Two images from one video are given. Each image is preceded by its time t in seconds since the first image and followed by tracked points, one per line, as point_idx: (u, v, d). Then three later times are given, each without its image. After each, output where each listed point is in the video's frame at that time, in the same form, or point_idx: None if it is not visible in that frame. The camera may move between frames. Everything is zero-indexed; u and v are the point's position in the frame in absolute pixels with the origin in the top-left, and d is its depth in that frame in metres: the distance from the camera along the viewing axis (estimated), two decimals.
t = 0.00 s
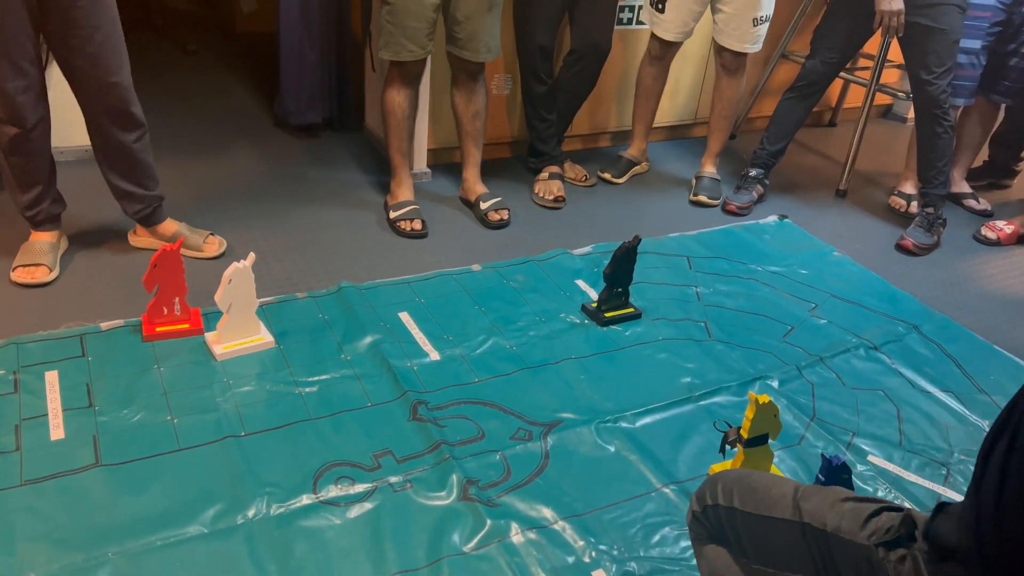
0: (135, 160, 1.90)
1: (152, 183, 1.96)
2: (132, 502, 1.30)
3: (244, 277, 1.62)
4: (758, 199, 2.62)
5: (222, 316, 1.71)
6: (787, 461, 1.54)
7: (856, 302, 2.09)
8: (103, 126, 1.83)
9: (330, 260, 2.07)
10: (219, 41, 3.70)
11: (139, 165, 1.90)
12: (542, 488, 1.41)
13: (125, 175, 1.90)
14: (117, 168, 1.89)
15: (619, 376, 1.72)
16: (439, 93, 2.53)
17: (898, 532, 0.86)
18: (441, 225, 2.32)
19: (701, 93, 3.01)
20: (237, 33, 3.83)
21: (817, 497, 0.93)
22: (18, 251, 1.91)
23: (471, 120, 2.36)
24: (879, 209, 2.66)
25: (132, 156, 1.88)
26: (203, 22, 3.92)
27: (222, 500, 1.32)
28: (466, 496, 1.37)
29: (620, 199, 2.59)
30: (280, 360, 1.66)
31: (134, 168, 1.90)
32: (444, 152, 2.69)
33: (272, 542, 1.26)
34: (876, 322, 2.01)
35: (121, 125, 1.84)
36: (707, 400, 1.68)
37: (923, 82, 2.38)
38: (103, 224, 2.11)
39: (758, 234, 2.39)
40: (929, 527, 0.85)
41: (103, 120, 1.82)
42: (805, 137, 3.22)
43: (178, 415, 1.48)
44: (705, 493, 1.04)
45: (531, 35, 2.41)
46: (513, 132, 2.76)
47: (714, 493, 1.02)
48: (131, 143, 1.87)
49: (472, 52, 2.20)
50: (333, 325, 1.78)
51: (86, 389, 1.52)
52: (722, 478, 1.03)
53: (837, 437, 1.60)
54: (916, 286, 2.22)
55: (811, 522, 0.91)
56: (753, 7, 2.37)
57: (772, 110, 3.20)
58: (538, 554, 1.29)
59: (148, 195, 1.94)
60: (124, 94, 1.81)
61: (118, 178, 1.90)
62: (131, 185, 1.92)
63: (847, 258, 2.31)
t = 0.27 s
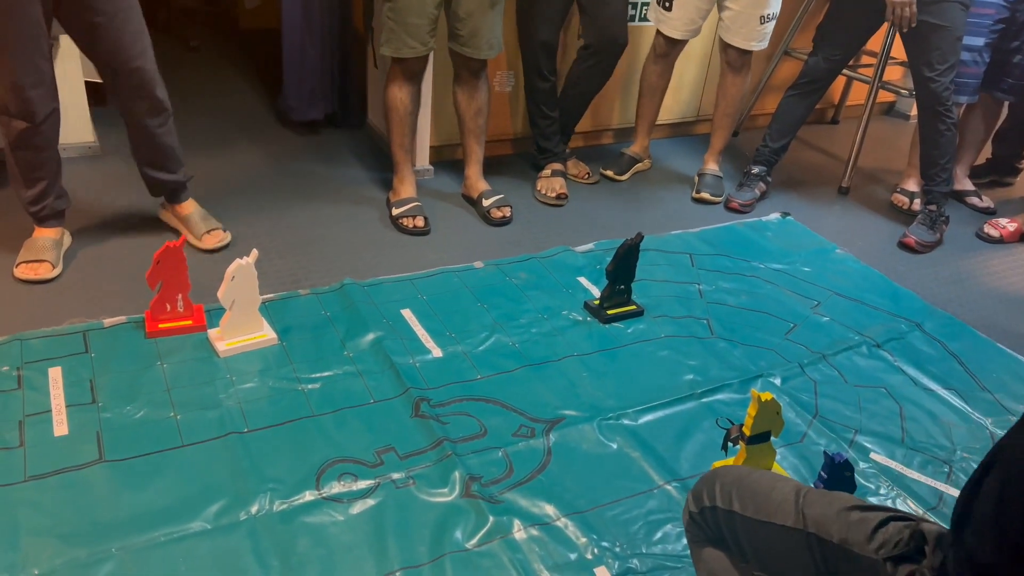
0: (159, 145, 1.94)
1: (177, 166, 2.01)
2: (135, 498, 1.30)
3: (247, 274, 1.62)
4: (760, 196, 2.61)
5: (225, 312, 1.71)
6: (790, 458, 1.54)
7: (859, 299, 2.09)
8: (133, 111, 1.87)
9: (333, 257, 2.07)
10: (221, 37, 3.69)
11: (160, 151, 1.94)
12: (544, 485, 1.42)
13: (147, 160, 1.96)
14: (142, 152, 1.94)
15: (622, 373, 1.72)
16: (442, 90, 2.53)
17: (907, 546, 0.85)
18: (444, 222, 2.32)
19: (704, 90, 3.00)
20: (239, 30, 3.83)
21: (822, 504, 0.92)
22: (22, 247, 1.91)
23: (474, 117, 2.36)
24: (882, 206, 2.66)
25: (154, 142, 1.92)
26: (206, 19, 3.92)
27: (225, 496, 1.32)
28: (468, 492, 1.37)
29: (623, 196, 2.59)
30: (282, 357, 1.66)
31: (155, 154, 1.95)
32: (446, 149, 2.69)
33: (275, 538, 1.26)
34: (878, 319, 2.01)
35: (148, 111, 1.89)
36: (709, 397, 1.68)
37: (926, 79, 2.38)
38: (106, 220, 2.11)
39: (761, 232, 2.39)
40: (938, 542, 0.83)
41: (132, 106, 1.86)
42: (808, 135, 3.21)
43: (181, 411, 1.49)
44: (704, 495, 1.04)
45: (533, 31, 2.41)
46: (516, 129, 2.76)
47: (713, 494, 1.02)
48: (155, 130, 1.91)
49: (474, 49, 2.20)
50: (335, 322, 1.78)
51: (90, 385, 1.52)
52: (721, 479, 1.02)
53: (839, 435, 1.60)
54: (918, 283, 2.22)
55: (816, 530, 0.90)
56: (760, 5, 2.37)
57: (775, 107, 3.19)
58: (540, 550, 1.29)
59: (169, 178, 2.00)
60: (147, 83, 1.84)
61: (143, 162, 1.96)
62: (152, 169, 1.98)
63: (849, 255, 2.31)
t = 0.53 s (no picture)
0: (161, 138, 1.95)
1: (180, 160, 2.03)
2: (140, 493, 1.30)
3: (251, 270, 1.62)
4: (765, 193, 2.61)
5: (229, 308, 1.71)
6: (793, 456, 1.54)
7: (863, 297, 2.08)
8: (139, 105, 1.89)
9: (337, 253, 2.07)
10: (226, 33, 3.69)
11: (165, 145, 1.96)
12: (548, 481, 1.42)
13: (152, 152, 1.97)
14: (147, 145, 1.95)
15: (625, 370, 1.72)
16: (446, 87, 2.53)
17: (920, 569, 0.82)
18: (448, 218, 2.32)
19: (709, 87, 3.00)
20: (244, 26, 3.83)
21: (833, 519, 0.91)
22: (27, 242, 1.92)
23: (478, 113, 2.35)
24: (887, 204, 2.65)
25: (159, 135, 1.94)
26: (211, 15, 3.92)
27: (229, 492, 1.32)
28: (472, 489, 1.38)
29: (627, 193, 2.59)
30: (286, 352, 1.67)
31: (160, 146, 1.97)
32: (450, 145, 2.68)
33: (280, 533, 1.27)
34: (882, 317, 2.00)
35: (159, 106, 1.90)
36: (713, 394, 1.68)
37: (931, 77, 2.37)
38: (110, 216, 2.11)
39: (764, 229, 2.39)
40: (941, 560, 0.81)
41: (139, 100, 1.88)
42: (812, 132, 3.21)
43: (185, 407, 1.49)
44: (713, 497, 1.04)
45: (537, 28, 2.41)
46: (520, 125, 2.76)
47: (722, 496, 1.02)
48: (160, 122, 1.92)
49: (477, 45, 2.20)
50: (340, 318, 1.78)
51: (94, 380, 1.52)
52: (731, 481, 1.02)
53: (843, 432, 1.60)
54: (923, 281, 2.22)
55: (825, 549, 0.89)
56: (773, 5, 2.37)
57: (779, 104, 3.19)
58: (544, 547, 1.29)
59: (171, 172, 2.01)
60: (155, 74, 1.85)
61: (148, 152, 1.97)
62: (156, 161, 1.99)
63: (854, 252, 2.30)
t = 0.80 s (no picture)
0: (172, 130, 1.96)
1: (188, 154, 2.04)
2: (145, 487, 1.30)
3: (256, 265, 1.62)
4: (770, 190, 2.61)
5: (234, 303, 1.71)
6: (798, 453, 1.54)
7: (868, 294, 2.08)
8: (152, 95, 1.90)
9: (342, 248, 2.07)
10: (231, 28, 3.69)
11: (174, 136, 1.97)
12: (553, 477, 1.42)
13: (162, 142, 1.98)
14: (157, 135, 1.97)
15: (630, 367, 1.72)
16: (451, 82, 2.52)
17: None
18: (452, 214, 2.32)
19: (714, 84, 2.99)
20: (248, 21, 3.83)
21: None
22: (33, 235, 1.92)
23: (482, 109, 2.35)
24: (892, 201, 2.65)
25: (169, 125, 1.95)
26: (216, 9, 3.92)
27: (234, 486, 1.32)
28: (477, 484, 1.38)
29: (632, 190, 2.59)
30: (292, 347, 1.67)
31: (170, 138, 1.98)
32: (455, 141, 2.68)
33: (285, 528, 1.27)
34: (887, 314, 2.00)
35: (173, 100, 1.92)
36: (718, 391, 1.68)
37: (937, 74, 2.37)
38: (114, 210, 2.12)
39: (769, 226, 2.38)
40: None
41: (152, 90, 1.89)
42: (817, 129, 3.20)
43: (190, 401, 1.49)
44: (684, 555, 0.95)
45: (542, 24, 2.41)
46: (525, 122, 2.76)
47: (697, 558, 0.92)
48: (170, 113, 1.94)
49: (481, 41, 2.20)
50: (345, 313, 1.78)
51: (100, 374, 1.52)
52: (700, 538, 0.93)
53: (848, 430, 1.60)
54: (928, 279, 2.22)
55: None
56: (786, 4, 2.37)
57: (785, 101, 3.18)
58: (548, 542, 1.29)
59: (177, 163, 2.03)
60: (169, 67, 1.86)
61: (157, 141, 1.98)
62: (164, 152, 2.00)
63: (859, 250, 2.30)
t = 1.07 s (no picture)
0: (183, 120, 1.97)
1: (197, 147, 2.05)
2: (152, 480, 1.31)
3: (262, 259, 1.62)
4: (776, 187, 2.60)
5: (241, 298, 1.72)
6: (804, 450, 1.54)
7: (874, 291, 2.08)
8: (167, 85, 1.91)
9: (348, 243, 2.07)
10: (237, 22, 3.70)
11: (185, 128, 1.97)
12: (559, 473, 1.42)
13: (172, 132, 1.99)
14: (169, 126, 1.98)
15: (636, 363, 1.72)
16: (457, 78, 2.52)
17: None
18: (457, 209, 2.31)
19: (721, 79, 2.98)
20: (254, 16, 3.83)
21: None
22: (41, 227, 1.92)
23: (488, 104, 2.34)
24: (898, 198, 2.64)
25: (181, 117, 1.96)
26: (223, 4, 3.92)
27: (241, 481, 1.32)
28: (483, 480, 1.38)
29: (638, 185, 2.58)
30: (298, 342, 1.67)
31: (182, 129, 1.99)
32: (460, 136, 2.68)
33: (291, 522, 1.27)
34: (894, 312, 1.99)
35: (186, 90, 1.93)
36: (724, 387, 1.67)
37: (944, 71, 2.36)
38: (120, 204, 2.12)
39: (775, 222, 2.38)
40: None
41: (168, 81, 1.90)
42: (824, 125, 3.20)
43: (197, 395, 1.49)
44: None
45: (548, 19, 2.40)
46: (531, 117, 2.75)
47: None
48: (183, 104, 1.94)
49: (487, 36, 2.19)
50: (350, 308, 1.78)
51: (106, 368, 1.53)
52: None
53: (854, 426, 1.60)
54: (935, 276, 2.21)
55: None
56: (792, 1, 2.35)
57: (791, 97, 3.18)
58: (554, 538, 1.29)
59: (187, 155, 2.03)
60: (184, 58, 1.87)
61: (168, 132, 1.99)
62: (175, 143, 2.01)
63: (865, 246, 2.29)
